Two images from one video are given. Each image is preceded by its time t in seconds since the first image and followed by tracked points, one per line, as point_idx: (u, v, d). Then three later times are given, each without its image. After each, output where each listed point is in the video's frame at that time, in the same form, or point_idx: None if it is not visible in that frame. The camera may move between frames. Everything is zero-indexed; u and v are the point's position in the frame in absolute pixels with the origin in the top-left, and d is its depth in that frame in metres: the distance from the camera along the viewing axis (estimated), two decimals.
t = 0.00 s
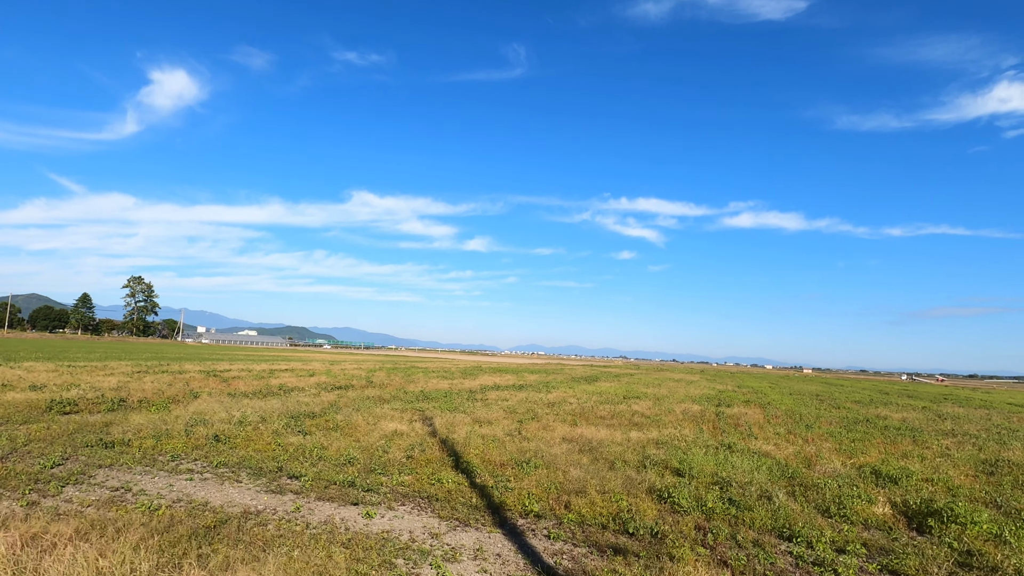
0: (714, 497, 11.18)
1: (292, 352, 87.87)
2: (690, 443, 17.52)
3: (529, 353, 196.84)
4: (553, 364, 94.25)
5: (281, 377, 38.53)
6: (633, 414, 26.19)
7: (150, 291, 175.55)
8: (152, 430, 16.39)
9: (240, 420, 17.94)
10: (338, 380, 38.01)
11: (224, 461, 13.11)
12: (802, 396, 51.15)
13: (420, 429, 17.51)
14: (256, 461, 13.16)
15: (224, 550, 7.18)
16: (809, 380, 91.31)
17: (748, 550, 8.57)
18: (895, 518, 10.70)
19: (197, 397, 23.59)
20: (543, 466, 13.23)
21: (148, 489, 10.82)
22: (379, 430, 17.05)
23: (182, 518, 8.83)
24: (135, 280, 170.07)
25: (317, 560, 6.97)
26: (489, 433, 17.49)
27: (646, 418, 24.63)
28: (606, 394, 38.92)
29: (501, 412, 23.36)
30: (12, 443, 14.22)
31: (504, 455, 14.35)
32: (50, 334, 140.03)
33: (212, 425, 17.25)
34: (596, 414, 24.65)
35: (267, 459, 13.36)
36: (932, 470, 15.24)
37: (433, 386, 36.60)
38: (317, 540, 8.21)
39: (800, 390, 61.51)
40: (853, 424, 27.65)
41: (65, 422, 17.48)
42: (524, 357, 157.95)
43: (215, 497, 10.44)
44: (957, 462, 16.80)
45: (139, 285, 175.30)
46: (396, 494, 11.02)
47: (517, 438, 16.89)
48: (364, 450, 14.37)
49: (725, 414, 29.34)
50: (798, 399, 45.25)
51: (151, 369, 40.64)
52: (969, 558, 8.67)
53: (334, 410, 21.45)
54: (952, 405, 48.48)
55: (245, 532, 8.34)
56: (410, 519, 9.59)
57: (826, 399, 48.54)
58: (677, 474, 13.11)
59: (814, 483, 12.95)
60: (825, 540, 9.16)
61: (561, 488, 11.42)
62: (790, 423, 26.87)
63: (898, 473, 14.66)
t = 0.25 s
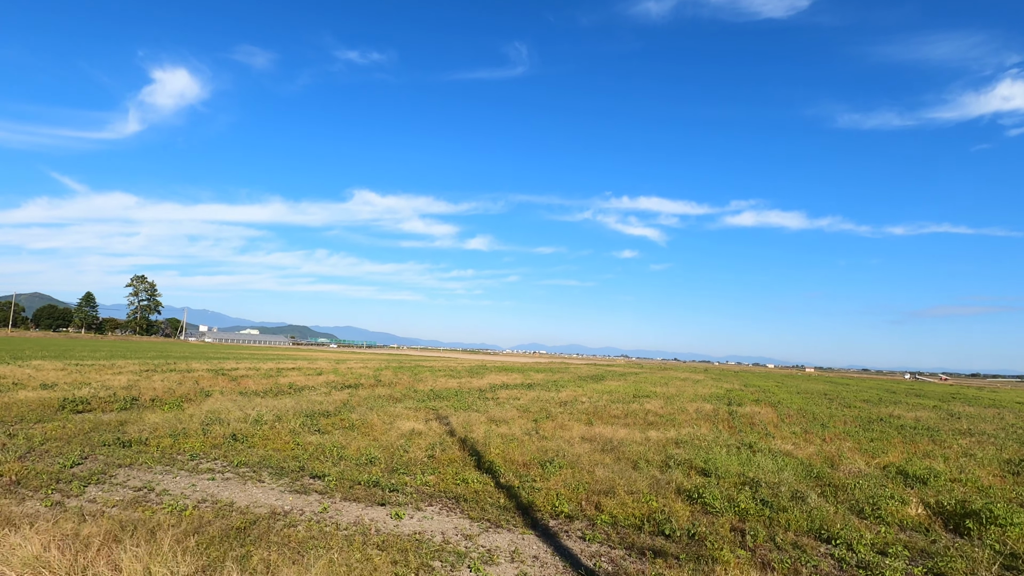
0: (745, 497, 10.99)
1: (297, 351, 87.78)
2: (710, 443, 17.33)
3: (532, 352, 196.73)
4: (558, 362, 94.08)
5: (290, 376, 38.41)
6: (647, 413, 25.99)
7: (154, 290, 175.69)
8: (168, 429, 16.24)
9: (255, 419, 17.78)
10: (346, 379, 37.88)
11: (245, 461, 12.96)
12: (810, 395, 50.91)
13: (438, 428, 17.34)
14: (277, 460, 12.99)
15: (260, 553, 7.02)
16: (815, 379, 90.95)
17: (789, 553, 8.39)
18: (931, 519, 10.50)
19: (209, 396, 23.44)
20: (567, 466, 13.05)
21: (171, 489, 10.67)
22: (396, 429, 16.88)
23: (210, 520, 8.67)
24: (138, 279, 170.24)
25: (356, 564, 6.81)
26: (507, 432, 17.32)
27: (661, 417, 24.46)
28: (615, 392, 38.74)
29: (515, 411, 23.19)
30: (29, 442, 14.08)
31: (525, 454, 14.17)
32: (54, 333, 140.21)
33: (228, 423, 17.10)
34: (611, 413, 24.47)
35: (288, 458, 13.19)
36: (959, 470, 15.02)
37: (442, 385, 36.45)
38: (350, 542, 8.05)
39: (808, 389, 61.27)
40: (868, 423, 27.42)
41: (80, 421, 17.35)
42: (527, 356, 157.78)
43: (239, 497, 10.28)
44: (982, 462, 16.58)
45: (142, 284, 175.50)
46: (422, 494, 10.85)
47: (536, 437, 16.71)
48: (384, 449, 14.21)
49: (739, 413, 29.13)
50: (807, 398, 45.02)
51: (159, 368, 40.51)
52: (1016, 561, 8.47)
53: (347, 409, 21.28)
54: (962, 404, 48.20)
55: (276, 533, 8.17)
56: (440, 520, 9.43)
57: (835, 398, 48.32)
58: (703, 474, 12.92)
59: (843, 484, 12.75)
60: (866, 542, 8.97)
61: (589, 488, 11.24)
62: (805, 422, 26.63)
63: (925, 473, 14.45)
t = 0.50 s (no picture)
0: (769, 503, 10.80)
1: (299, 352, 87.68)
2: (725, 446, 17.13)
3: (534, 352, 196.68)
4: (561, 363, 93.82)
5: (295, 377, 38.26)
6: (657, 415, 25.80)
7: (155, 290, 175.76)
8: (178, 432, 16.09)
9: (265, 422, 17.63)
10: (351, 380, 37.71)
11: (259, 465, 12.80)
12: (816, 396, 50.74)
13: (450, 431, 17.16)
14: (291, 465, 12.83)
15: (284, 564, 6.87)
16: (819, 380, 90.62)
17: (819, 562, 8.21)
18: (959, 526, 10.31)
19: (218, 398, 23.31)
20: (586, 470, 12.86)
21: (187, 494, 10.50)
22: (409, 432, 16.71)
23: (229, 527, 8.50)
24: (141, 279, 170.42)
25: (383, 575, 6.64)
26: (520, 435, 17.16)
27: (672, 419, 24.25)
28: (622, 394, 38.58)
29: (525, 413, 23.02)
30: (39, 446, 13.94)
31: (541, 458, 14.00)
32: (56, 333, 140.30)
33: (238, 426, 16.95)
34: (620, 415, 24.29)
35: (302, 462, 13.04)
36: (980, 475, 14.81)
37: (448, 386, 36.31)
38: (373, 551, 7.89)
39: (813, 391, 61.04)
40: (879, 426, 27.20)
41: (89, 424, 17.22)
42: (529, 357, 157.72)
43: (256, 502, 10.12)
44: (1000, 466, 16.38)
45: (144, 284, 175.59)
46: (441, 500, 10.68)
47: (549, 441, 16.55)
48: (398, 453, 14.03)
49: (748, 415, 28.93)
50: (814, 400, 44.82)
51: (163, 369, 40.34)
52: None
53: (357, 411, 21.13)
54: (969, 405, 47.96)
55: (298, 542, 8.01)
56: (462, 527, 9.26)
57: (842, 399, 48.10)
58: (723, 479, 12.74)
59: (865, 489, 12.54)
60: (897, 551, 8.79)
61: (611, 494, 11.05)
62: (816, 424, 26.42)
63: (946, 478, 14.25)
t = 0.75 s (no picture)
0: (799, 504, 10.63)
1: (302, 351, 87.55)
2: (745, 447, 16.94)
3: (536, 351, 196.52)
4: (565, 363, 93.65)
5: (302, 376, 38.12)
6: (670, 414, 25.62)
7: (157, 289, 175.73)
8: (193, 431, 15.93)
9: (279, 421, 17.47)
10: (359, 380, 37.56)
11: (278, 465, 12.63)
12: (823, 396, 50.58)
13: (466, 431, 17.00)
14: (311, 465, 12.67)
15: (321, 567, 6.70)
16: (824, 380, 90.41)
17: (861, 565, 8.03)
18: (995, 528, 10.11)
19: (228, 397, 23.15)
20: (609, 471, 12.68)
21: (209, 494, 10.34)
22: (425, 431, 16.54)
23: (257, 529, 8.33)
24: (143, 278, 170.43)
25: None
26: (537, 435, 16.99)
27: (685, 419, 24.08)
28: (630, 393, 38.41)
29: (538, 413, 22.85)
30: (55, 445, 13.78)
31: (562, 458, 13.81)
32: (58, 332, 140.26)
33: (253, 425, 16.78)
34: (634, 415, 24.13)
35: (322, 462, 12.87)
36: (1006, 476, 14.60)
37: (456, 386, 36.16)
38: (407, 554, 7.71)
39: (819, 390, 60.87)
40: (893, 426, 27.01)
41: (103, 423, 17.06)
42: (531, 356, 157.54)
43: (280, 503, 9.95)
44: None
45: (146, 284, 175.58)
46: (467, 501, 10.51)
47: (567, 441, 16.38)
48: (418, 453, 13.87)
49: (760, 415, 28.76)
50: (822, 400, 44.63)
51: (169, 368, 40.18)
52: None
53: (370, 411, 20.96)
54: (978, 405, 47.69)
55: (329, 544, 7.84)
56: (493, 528, 9.09)
57: (849, 399, 47.94)
58: (749, 480, 12.56)
59: (893, 490, 12.34)
60: (938, 554, 8.60)
61: (638, 495, 10.88)
62: (830, 424, 26.24)
63: (972, 478, 14.05)
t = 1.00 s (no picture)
0: (830, 511, 10.43)
1: (305, 351, 87.45)
2: (764, 450, 16.76)
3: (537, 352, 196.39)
4: (568, 363, 93.55)
5: (308, 377, 37.97)
6: (682, 417, 25.44)
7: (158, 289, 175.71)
8: (206, 434, 15.77)
9: (293, 424, 17.31)
10: (365, 381, 37.44)
11: (296, 469, 12.46)
12: (830, 397, 50.45)
13: (482, 434, 16.84)
14: (329, 469, 12.50)
15: None
16: (828, 381, 90.11)
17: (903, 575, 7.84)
18: None
19: (239, 399, 23.00)
20: (632, 475, 12.50)
21: (229, 500, 10.16)
22: (441, 435, 16.37)
23: (283, 537, 8.14)
24: (144, 279, 170.39)
25: None
26: (553, 438, 16.82)
27: (697, 421, 23.93)
28: (638, 394, 38.27)
29: (550, 415, 22.70)
30: (69, 448, 13.61)
31: (583, 463, 13.63)
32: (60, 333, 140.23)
33: (266, 428, 16.62)
34: (646, 417, 23.98)
35: (340, 467, 12.70)
36: None
37: (463, 387, 36.02)
38: (439, 564, 7.52)
39: (824, 392, 60.75)
40: (905, 428, 26.85)
41: (115, 425, 16.90)
42: (533, 356, 157.38)
43: (302, 509, 9.76)
44: None
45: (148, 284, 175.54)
46: (492, 507, 10.33)
47: (584, 444, 16.21)
48: (436, 457, 13.69)
49: (771, 417, 28.60)
50: (830, 401, 44.50)
51: (175, 368, 40.03)
52: None
53: (382, 413, 20.79)
54: (985, 407, 47.50)
55: (359, 553, 7.66)
56: (522, 536, 8.91)
57: (856, 401, 47.80)
58: (774, 485, 12.37)
59: (920, 496, 12.16)
60: (979, 563, 8.40)
61: (665, 501, 10.69)
62: (842, 427, 26.08)
63: (998, 483, 13.86)
